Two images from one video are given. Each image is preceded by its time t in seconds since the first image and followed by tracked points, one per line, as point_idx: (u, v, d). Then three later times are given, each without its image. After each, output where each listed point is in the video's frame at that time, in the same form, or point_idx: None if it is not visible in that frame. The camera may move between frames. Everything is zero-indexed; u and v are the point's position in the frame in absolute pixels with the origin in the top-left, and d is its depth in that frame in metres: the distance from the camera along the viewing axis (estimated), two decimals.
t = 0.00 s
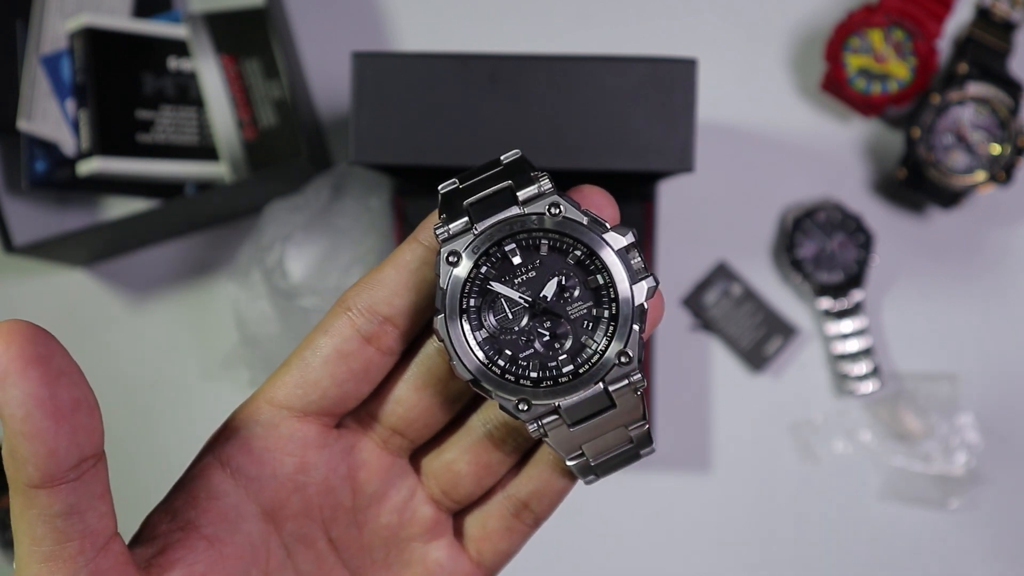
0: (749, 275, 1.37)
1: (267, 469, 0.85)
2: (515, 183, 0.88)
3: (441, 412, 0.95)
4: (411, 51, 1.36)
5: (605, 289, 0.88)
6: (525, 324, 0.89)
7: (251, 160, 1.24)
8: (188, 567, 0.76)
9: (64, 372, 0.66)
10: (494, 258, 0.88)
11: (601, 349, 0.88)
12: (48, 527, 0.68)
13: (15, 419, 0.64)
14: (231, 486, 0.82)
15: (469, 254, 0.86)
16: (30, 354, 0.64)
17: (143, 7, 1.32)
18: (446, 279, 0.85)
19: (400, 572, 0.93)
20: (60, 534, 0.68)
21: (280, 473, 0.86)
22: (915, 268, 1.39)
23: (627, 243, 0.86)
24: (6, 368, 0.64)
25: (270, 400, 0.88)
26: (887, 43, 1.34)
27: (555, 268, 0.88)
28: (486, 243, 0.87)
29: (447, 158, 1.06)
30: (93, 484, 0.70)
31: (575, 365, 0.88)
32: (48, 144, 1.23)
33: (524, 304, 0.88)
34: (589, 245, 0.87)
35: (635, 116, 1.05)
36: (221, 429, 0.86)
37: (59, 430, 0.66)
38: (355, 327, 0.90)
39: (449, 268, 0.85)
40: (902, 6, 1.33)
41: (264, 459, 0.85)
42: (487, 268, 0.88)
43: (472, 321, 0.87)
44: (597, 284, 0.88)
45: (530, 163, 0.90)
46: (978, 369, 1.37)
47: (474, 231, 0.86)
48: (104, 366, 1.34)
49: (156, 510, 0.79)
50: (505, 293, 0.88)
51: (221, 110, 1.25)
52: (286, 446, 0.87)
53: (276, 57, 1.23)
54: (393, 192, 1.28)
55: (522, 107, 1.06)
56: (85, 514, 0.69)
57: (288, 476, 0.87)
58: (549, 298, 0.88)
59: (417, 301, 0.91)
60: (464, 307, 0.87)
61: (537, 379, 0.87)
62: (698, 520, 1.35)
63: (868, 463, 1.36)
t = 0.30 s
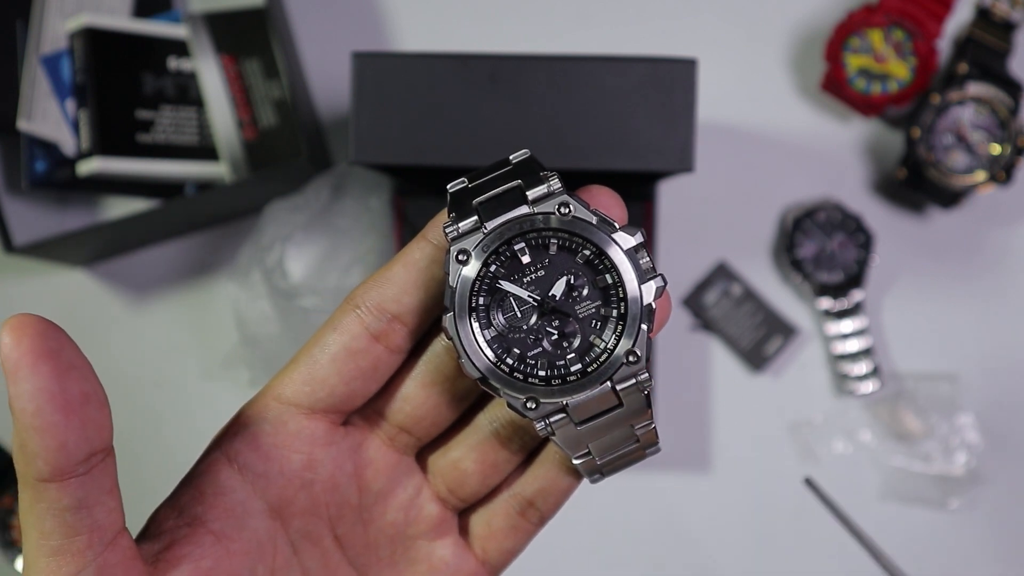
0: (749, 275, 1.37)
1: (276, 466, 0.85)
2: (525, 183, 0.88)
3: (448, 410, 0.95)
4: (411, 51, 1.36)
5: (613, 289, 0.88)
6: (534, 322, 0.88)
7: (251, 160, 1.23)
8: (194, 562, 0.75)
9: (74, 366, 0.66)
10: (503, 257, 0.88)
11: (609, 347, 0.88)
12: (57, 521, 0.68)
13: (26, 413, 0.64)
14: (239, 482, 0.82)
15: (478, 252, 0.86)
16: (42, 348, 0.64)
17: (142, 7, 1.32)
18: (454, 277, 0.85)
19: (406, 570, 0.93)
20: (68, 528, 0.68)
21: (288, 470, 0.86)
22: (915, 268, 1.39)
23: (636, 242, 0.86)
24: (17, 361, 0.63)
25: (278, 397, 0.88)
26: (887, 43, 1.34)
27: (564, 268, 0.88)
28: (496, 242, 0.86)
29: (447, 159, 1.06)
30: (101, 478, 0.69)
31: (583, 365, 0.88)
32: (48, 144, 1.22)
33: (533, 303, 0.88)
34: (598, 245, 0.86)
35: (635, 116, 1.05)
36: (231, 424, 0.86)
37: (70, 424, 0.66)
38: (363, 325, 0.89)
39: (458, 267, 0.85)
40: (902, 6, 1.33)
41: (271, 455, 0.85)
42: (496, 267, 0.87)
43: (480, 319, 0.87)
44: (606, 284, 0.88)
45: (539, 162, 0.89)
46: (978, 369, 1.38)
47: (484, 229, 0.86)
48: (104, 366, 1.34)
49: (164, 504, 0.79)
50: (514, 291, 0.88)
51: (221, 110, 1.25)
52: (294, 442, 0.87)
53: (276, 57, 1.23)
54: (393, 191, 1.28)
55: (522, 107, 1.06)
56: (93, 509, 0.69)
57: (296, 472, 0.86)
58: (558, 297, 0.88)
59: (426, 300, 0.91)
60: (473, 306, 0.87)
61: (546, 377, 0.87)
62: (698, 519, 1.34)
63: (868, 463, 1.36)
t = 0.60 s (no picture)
0: (748, 275, 1.37)
1: (282, 472, 0.85)
2: (534, 192, 0.88)
3: (455, 418, 0.95)
4: (411, 51, 1.36)
5: (622, 298, 0.87)
6: (542, 332, 0.88)
7: (250, 160, 1.23)
8: (201, 568, 0.75)
9: (83, 371, 0.66)
10: (512, 265, 0.88)
11: (617, 357, 0.88)
12: (64, 526, 0.68)
13: (34, 418, 0.64)
14: (245, 488, 0.82)
15: (487, 261, 0.86)
16: (50, 352, 0.64)
17: (142, 7, 1.32)
18: (463, 286, 0.85)
19: None
20: (75, 533, 0.68)
21: (294, 475, 0.86)
22: (915, 268, 1.39)
23: (645, 253, 0.86)
24: (25, 366, 0.63)
25: (285, 402, 0.88)
26: (888, 43, 1.34)
27: (572, 277, 0.88)
28: (505, 250, 0.86)
29: (447, 159, 1.06)
30: (108, 483, 0.69)
31: (591, 374, 0.88)
32: (48, 144, 1.22)
33: (541, 312, 0.88)
34: (607, 255, 0.86)
35: (635, 116, 1.05)
36: (237, 429, 0.86)
37: (77, 429, 0.65)
38: (371, 332, 0.89)
39: (466, 275, 0.85)
40: (901, 6, 1.33)
41: (277, 460, 0.85)
42: (505, 276, 0.87)
43: (488, 329, 0.87)
44: (615, 293, 0.88)
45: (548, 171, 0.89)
46: (978, 369, 1.38)
47: (492, 237, 0.86)
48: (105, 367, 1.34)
49: (170, 509, 0.78)
50: (522, 300, 0.88)
51: (221, 110, 1.25)
52: (301, 449, 0.87)
53: (276, 57, 1.23)
54: (393, 191, 1.27)
55: (522, 107, 1.06)
56: (100, 514, 0.69)
57: (302, 478, 0.86)
58: (566, 306, 0.88)
59: (433, 307, 0.91)
60: (481, 314, 0.86)
61: (554, 387, 0.87)
62: (699, 519, 1.34)
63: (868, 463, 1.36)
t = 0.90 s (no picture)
0: (749, 275, 1.37)
1: (264, 472, 0.86)
2: (514, 192, 0.88)
3: (436, 418, 0.96)
4: (411, 51, 1.36)
5: (600, 298, 0.88)
6: (522, 331, 0.89)
7: (251, 160, 1.24)
8: (182, 567, 0.75)
9: (62, 372, 0.67)
10: (491, 265, 0.88)
11: (596, 357, 0.88)
12: (44, 526, 0.68)
13: (12, 418, 0.65)
14: (227, 488, 0.82)
15: (466, 261, 0.86)
16: (29, 354, 0.64)
17: (143, 7, 1.33)
18: (442, 286, 0.85)
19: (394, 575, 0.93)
20: (55, 532, 0.69)
21: (276, 476, 0.86)
22: (915, 268, 1.39)
23: (624, 252, 0.86)
24: (4, 367, 0.64)
25: (267, 402, 0.88)
26: (888, 43, 1.34)
27: (551, 277, 0.89)
28: (484, 250, 0.87)
29: (447, 159, 1.06)
30: (89, 483, 0.70)
31: (570, 373, 0.88)
32: (49, 144, 1.23)
33: (521, 312, 0.89)
34: (586, 254, 0.87)
35: (635, 116, 1.05)
36: (219, 429, 0.87)
37: (56, 430, 0.66)
38: (352, 331, 0.90)
39: (445, 275, 0.85)
40: (902, 6, 1.33)
41: (260, 461, 0.86)
42: (484, 276, 0.88)
43: (468, 328, 0.87)
44: (593, 293, 0.88)
45: (528, 171, 0.90)
46: (978, 369, 1.38)
47: (471, 237, 0.86)
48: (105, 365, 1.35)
49: (153, 509, 0.80)
50: (502, 300, 0.89)
51: (221, 110, 1.25)
52: (283, 449, 0.88)
53: (276, 56, 1.23)
54: (393, 191, 1.28)
55: (522, 107, 1.06)
56: (80, 513, 0.69)
57: (284, 478, 0.87)
58: (545, 306, 0.89)
59: (414, 308, 0.91)
60: (460, 314, 0.87)
61: (533, 386, 0.87)
62: (695, 519, 1.35)
63: (867, 463, 1.36)
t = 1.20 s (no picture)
0: (749, 275, 1.38)
1: (259, 471, 0.86)
2: (505, 197, 0.88)
3: (429, 418, 0.96)
4: (411, 51, 1.36)
5: (590, 300, 0.88)
6: (513, 332, 0.89)
7: (251, 160, 1.24)
8: (178, 563, 0.76)
9: (63, 369, 0.67)
10: (483, 267, 0.89)
11: (586, 357, 0.88)
12: (44, 520, 0.69)
13: (13, 415, 0.65)
14: (224, 485, 0.83)
15: (458, 263, 0.86)
16: (30, 350, 0.65)
17: (143, 7, 1.33)
18: (435, 288, 0.85)
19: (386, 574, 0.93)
20: (55, 527, 0.69)
21: (271, 474, 0.87)
22: (915, 268, 1.39)
23: (613, 255, 0.86)
24: (5, 364, 0.64)
25: (263, 402, 0.88)
26: (888, 43, 1.34)
27: (542, 278, 0.89)
28: (476, 252, 0.87)
29: (447, 158, 1.06)
30: (88, 479, 0.70)
31: (560, 373, 0.88)
32: (49, 144, 1.23)
33: (512, 313, 0.89)
34: (576, 257, 0.87)
35: (635, 116, 1.06)
36: (216, 427, 0.87)
37: (56, 426, 0.66)
38: (347, 332, 0.90)
39: (438, 277, 0.85)
40: (902, 6, 1.33)
41: (255, 459, 0.86)
42: (476, 278, 0.88)
43: (460, 328, 0.88)
44: (583, 294, 0.88)
45: (519, 178, 0.90)
46: (978, 370, 1.37)
47: (464, 241, 0.87)
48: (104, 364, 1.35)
49: (150, 506, 0.80)
50: (493, 301, 0.89)
51: (221, 110, 1.26)
52: (278, 447, 0.88)
53: (276, 57, 1.24)
54: (393, 192, 1.28)
55: (522, 107, 1.06)
56: (79, 508, 0.70)
57: (279, 476, 0.87)
58: (536, 307, 0.89)
59: (408, 309, 0.91)
60: (452, 315, 0.87)
61: (524, 386, 0.88)
62: (694, 518, 1.35)
63: (867, 463, 1.36)
